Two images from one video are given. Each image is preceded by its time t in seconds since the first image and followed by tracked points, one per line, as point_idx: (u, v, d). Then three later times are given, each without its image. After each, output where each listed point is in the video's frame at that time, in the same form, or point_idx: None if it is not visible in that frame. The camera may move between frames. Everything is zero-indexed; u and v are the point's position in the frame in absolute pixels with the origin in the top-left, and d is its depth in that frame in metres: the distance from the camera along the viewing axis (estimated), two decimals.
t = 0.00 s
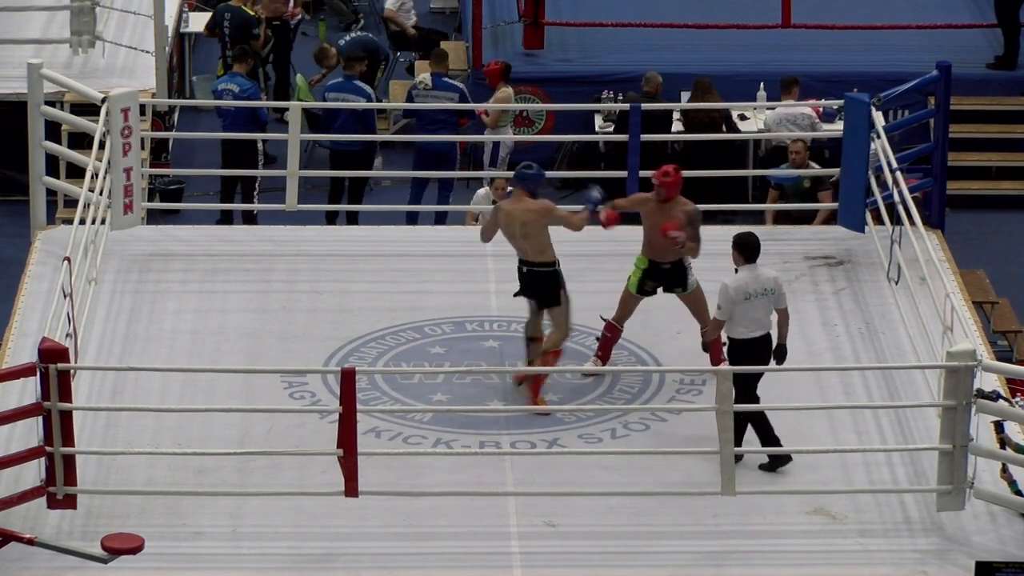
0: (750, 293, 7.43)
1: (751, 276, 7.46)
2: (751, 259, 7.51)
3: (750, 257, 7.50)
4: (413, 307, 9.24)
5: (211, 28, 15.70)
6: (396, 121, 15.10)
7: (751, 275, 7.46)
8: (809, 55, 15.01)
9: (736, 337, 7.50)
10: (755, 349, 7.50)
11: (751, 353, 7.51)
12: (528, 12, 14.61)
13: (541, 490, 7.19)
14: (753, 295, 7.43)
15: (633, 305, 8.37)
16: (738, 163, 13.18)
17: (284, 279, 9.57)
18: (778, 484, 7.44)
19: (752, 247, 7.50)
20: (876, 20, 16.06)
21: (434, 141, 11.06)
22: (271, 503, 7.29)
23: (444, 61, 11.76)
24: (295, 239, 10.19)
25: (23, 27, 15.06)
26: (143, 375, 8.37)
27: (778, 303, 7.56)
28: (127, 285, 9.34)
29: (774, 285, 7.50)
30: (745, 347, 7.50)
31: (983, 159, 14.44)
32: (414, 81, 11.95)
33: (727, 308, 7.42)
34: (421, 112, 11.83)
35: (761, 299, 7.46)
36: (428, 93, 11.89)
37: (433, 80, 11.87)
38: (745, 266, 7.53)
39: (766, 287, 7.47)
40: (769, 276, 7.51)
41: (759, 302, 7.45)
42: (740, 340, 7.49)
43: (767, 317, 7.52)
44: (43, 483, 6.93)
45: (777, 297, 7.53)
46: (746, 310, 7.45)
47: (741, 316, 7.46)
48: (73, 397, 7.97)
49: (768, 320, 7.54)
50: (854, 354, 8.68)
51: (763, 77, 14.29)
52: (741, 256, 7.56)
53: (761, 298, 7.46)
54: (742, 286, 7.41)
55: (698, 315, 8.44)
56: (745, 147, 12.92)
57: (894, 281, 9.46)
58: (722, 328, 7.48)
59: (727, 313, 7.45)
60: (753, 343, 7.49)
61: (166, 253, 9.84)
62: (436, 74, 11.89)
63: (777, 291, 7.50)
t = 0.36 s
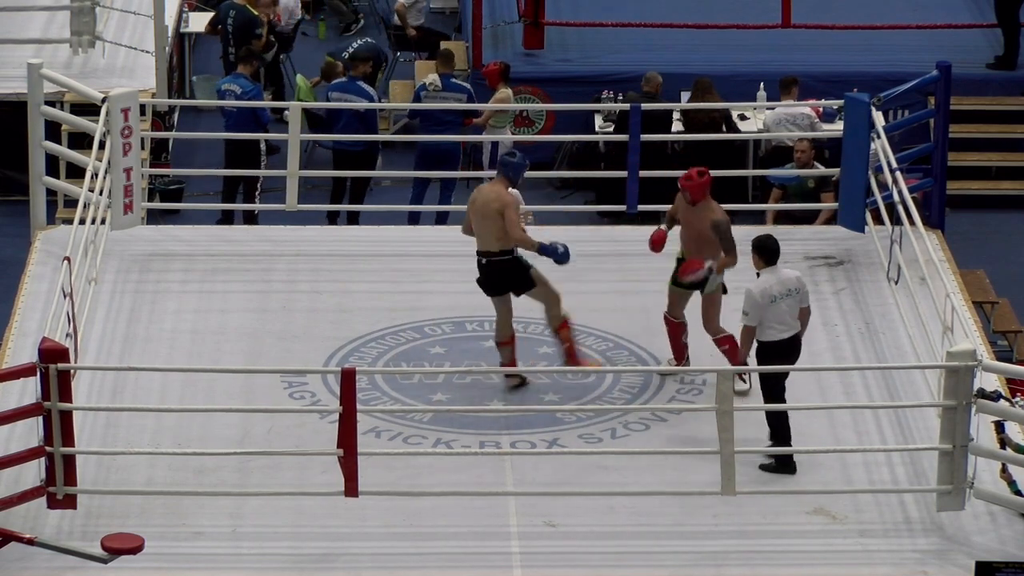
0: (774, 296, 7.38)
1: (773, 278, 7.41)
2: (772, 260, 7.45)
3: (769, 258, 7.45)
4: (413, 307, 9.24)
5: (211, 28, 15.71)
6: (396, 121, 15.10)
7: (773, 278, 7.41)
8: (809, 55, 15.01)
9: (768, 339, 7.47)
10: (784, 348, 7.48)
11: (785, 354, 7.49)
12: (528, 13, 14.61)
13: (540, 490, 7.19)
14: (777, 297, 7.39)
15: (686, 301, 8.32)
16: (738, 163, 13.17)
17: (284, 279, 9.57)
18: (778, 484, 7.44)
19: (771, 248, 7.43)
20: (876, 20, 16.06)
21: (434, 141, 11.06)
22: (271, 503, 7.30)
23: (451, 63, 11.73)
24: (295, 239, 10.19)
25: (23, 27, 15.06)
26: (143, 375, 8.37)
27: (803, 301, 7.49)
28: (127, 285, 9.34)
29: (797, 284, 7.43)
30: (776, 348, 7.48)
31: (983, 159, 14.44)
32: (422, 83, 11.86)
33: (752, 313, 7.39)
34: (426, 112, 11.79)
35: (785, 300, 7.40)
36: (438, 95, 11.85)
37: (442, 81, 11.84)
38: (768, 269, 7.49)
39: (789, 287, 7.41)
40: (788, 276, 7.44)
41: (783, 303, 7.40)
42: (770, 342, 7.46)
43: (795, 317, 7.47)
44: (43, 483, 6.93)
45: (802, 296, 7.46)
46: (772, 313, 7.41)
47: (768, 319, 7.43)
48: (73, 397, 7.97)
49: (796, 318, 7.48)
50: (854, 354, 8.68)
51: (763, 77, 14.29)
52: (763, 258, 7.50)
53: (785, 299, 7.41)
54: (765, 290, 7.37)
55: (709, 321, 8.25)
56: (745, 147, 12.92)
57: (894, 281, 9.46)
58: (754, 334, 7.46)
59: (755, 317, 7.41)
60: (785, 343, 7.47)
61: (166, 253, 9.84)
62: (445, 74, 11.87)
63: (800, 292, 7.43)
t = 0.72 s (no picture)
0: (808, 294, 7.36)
1: (806, 276, 7.42)
2: (801, 259, 7.46)
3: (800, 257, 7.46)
4: (413, 307, 9.24)
5: (211, 28, 15.70)
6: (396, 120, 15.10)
7: (805, 276, 7.41)
8: (809, 55, 15.01)
9: (793, 337, 7.46)
10: (804, 348, 7.48)
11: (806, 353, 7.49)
12: (528, 13, 14.61)
13: (540, 490, 7.19)
14: (811, 296, 7.38)
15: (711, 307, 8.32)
16: (738, 163, 13.17)
17: (284, 279, 9.57)
18: (777, 484, 7.44)
19: (802, 247, 7.45)
20: (876, 20, 16.06)
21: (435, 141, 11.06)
22: (271, 503, 7.30)
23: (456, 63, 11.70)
24: (295, 239, 10.19)
25: (23, 27, 15.06)
26: (143, 375, 8.37)
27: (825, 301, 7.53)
28: (127, 285, 9.34)
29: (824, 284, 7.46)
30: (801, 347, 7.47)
31: (983, 159, 14.44)
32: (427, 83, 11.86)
33: (789, 311, 7.34)
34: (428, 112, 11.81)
35: (816, 299, 7.41)
36: (443, 95, 11.85)
37: (448, 82, 11.84)
38: (797, 268, 7.49)
39: (819, 287, 7.42)
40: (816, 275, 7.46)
41: (814, 302, 7.39)
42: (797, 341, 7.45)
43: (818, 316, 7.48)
44: (43, 483, 6.93)
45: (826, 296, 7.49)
46: (804, 312, 7.39)
47: (799, 317, 7.41)
48: (73, 397, 7.97)
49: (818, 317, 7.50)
50: (854, 354, 8.69)
51: (763, 77, 14.29)
52: (792, 257, 7.49)
53: (814, 299, 7.41)
54: (801, 288, 7.35)
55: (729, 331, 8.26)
56: (744, 147, 12.92)
57: (894, 281, 9.47)
58: (785, 332, 7.40)
59: (788, 316, 7.37)
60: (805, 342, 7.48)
61: (166, 253, 9.85)
62: (450, 74, 11.87)
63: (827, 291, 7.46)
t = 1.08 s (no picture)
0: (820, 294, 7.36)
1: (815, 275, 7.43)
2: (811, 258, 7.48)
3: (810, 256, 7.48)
4: (413, 307, 9.24)
5: (211, 29, 15.70)
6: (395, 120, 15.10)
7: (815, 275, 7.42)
8: (809, 55, 15.01)
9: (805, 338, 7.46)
10: (814, 348, 7.48)
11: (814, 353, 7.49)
12: (528, 12, 14.61)
13: (540, 490, 7.19)
14: (822, 295, 7.38)
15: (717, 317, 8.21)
16: (738, 163, 13.17)
17: (284, 279, 9.57)
18: (777, 483, 7.44)
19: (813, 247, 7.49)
20: (876, 20, 16.06)
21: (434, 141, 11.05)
22: (271, 503, 7.30)
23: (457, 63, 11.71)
24: (295, 239, 10.19)
25: (23, 27, 15.05)
26: (143, 375, 8.37)
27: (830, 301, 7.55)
28: (127, 285, 9.34)
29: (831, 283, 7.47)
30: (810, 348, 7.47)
31: (982, 159, 14.44)
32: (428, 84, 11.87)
33: (802, 311, 7.34)
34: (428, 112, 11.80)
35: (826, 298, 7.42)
36: (445, 96, 11.83)
37: (449, 82, 11.83)
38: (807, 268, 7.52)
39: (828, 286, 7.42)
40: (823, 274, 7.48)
41: (824, 302, 7.40)
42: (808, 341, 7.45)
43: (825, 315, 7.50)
44: (43, 483, 6.93)
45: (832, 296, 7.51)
46: (816, 312, 7.40)
47: (811, 317, 7.41)
48: (73, 397, 7.97)
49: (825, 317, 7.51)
50: (854, 354, 8.69)
51: (763, 77, 14.29)
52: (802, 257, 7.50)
53: (824, 298, 7.41)
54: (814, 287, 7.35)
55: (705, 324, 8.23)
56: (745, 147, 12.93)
57: (894, 281, 9.47)
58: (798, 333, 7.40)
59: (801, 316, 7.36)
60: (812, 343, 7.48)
61: (166, 253, 9.84)
62: (451, 74, 11.86)
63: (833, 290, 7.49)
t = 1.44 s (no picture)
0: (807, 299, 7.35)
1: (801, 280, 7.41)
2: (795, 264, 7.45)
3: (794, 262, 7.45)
4: (414, 307, 9.24)
5: (211, 28, 15.70)
6: (395, 120, 15.10)
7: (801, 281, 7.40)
8: (809, 55, 15.01)
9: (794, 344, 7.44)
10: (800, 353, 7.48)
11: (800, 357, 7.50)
12: (529, 12, 14.61)
13: (541, 490, 7.19)
14: (809, 300, 7.37)
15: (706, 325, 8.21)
16: (738, 163, 13.16)
17: (284, 279, 9.57)
18: (777, 483, 7.44)
19: (795, 252, 7.44)
20: (876, 20, 16.06)
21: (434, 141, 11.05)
22: (271, 502, 7.30)
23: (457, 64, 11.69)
24: (295, 239, 10.19)
25: (23, 26, 15.06)
26: (143, 375, 8.37)
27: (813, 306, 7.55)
28: (127, 285, 9.34)
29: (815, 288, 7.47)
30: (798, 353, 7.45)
31: (983, 159, 14.44)
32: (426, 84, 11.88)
33: (791, 318, 7.31)
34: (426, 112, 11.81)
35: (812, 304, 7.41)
36: (443, 96, 11.84)
37: (446, 82, 11.83)
38: (791, 274, 7.47)
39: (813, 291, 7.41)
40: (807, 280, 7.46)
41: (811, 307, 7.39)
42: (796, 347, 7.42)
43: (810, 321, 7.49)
44: (43, 483, 6.93)
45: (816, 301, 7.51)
46: (804, 317, 7.37)
47: (800, 323, 7.38)
48: (73, 397, 7.97)
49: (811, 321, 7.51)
50: (854, 354, 8.69)
51: (763, 76, 14.29)
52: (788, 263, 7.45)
53: (810, 304, 7.40)
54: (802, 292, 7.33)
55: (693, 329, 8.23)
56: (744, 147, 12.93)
57: (894, 281, 9.47)
58: (789, 339, 7.36)
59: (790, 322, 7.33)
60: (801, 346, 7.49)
61: (166, 253, 9.84)
62: (451, 74, 11.85)
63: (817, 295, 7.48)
